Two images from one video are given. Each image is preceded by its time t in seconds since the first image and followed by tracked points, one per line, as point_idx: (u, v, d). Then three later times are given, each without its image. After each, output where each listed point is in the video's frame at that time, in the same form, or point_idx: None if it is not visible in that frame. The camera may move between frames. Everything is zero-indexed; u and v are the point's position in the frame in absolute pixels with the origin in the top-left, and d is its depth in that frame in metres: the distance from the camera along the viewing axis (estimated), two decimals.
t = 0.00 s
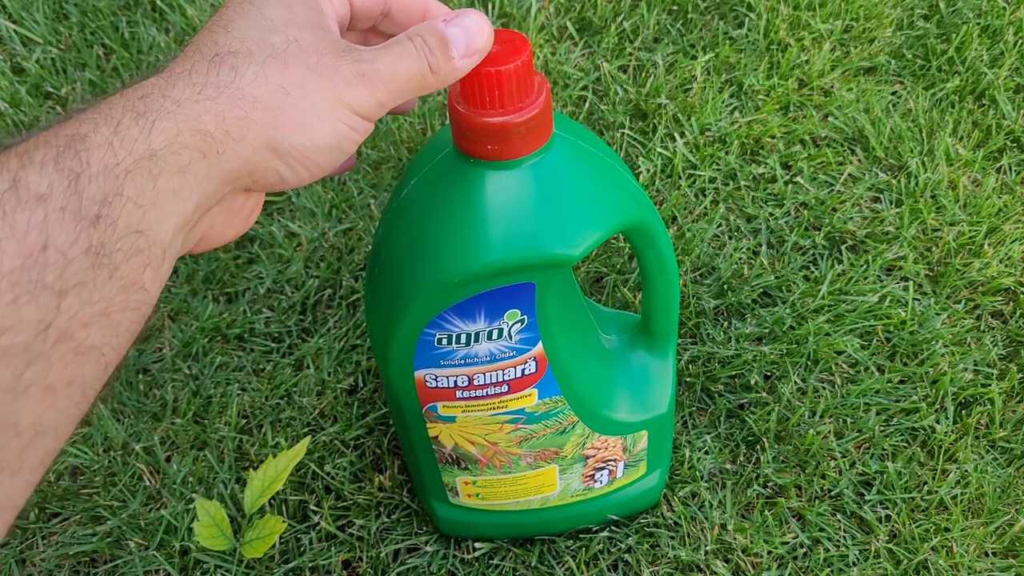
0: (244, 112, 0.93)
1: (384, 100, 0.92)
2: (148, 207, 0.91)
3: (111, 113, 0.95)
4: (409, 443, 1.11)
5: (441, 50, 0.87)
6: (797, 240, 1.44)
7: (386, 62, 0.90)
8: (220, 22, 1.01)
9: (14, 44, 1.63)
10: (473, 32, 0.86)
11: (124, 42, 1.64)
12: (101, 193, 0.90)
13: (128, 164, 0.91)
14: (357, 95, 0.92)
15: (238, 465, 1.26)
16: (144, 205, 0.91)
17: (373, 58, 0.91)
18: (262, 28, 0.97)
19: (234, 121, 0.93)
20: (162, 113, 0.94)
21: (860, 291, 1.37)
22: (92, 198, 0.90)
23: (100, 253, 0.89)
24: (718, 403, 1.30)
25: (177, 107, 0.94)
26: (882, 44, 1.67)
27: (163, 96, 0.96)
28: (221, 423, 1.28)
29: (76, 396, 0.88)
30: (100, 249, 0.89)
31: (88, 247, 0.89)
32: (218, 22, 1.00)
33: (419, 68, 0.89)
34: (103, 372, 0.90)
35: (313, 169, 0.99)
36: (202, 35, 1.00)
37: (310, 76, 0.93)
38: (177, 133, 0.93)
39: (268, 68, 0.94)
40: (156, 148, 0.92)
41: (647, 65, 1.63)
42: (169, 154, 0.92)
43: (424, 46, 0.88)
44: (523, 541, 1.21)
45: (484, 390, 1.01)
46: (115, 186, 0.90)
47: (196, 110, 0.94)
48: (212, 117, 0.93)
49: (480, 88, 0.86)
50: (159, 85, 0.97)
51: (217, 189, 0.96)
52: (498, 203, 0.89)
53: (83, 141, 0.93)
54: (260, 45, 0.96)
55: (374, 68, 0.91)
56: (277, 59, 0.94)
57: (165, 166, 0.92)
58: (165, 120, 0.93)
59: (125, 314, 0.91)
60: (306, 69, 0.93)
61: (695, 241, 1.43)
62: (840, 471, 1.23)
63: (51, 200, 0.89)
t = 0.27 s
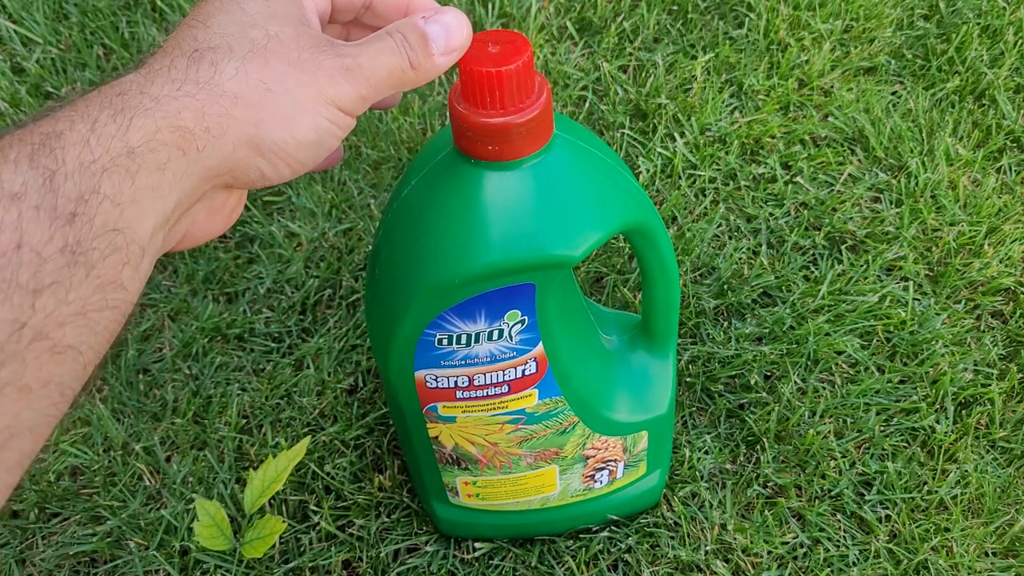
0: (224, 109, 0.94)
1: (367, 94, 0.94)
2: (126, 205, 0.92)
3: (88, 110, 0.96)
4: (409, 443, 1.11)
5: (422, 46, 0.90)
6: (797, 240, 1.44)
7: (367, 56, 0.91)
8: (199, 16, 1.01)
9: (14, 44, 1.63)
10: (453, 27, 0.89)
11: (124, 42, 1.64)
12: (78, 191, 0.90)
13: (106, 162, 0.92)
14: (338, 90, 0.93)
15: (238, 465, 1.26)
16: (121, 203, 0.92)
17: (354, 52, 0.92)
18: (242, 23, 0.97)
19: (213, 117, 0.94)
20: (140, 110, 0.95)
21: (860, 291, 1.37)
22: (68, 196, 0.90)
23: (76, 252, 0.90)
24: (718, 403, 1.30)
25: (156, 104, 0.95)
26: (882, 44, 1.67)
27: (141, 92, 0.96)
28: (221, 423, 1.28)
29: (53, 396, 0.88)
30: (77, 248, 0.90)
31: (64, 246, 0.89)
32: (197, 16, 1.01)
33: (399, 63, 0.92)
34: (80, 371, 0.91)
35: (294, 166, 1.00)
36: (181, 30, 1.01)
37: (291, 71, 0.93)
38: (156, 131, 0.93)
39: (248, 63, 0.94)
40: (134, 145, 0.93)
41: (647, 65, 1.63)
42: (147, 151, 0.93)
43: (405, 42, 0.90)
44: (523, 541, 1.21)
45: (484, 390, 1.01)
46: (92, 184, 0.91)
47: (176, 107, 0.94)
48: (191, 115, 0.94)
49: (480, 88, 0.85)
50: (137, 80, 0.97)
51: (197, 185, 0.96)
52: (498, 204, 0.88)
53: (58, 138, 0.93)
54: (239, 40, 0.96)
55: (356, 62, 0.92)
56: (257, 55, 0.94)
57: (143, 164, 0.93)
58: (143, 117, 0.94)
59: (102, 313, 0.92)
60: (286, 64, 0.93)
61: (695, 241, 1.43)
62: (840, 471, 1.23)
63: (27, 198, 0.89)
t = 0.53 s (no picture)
0: (207, 113, 0.95)
1: (351, 96, 0.95)
2: (107, 210, 0.92)
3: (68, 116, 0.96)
4: (409, 443, 1.11)
5: (405, 47, 0.93)
6: (798, 240, 1.44)
7: (350, 55, 0.93)
8: (181, 20, 1.02)
9: (14, 44, 1.63)
10: (434, 28, 0.93)
11: (125, 43, 1.64)
12: (57, 197, 0.91)
13: (86, 168, 0.93)
14: (322, 91, 0.94)
15: (238, 465, 1.26)
16: (102, 208, 0.92)
17: (337, 53, 0.94)
18: (223, 26, 0.98)
19: (196, 122, 0.95)
20: (121, 116, 0.95)
21: (860, 291, 1.37)
22: (47, 202, 0.90)
23: (55, 258, 0.89)
24: (717, 402, 1.30)
25: (137, 109, 0.95)
26: (882, 44, 1.67)
27: (122, 98, 0.97)
28: (221, 423, 1.28)
29: (30, 406, 0.88)
30: (57, 253, 0.90)
31: (43, 252, 0.89)
32: (179, 20, 1.02)
33: (382, 64, 0.94)
34: (60, 380, 0.90)
35: (276, 170, 1.01)
36: (163, 35, 1.02)
37: (274, 74, 0.95)
38: (137, 136, 0.94)
39: (230, 67, 0.95)
40: (115, 151, 0.94)
41: (647, 65, 1.63)
42: (129, 157, 0.94)
43: (388, 42, 0.93)
44: (523, 541, 1.21)
45: (484, 390, 1.01)
46: (72, 190, 0.91)
47: (158, 112, 0.95)
48: (173, 119, 0.95)
49: (480, 88, 0.85)
50: (118, 86, 0.98)
51: (179, 190, 0.97)
52: (499, 204, 0.88)
53: (37, 144, 0.94)
54: (222, 44, 0.97)
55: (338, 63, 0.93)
56: (240, 58, 0.95)
57: (124, 169, 0.93)
58: (123, 123, 0.95)
59: (82, 320, 0.91)
60: (270, 67, 0.95)
61: (695, 241, 1.43)
62: (840, 471, 1.23)
63: (6, 204, 0.89)
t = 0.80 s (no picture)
0: (143, 110, 0.96)
1: (303, 89, 0.98)
2: (33, 210, 0.94)
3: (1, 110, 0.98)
4: (409, 444, 1.11)
5: (364, 38, 0.97)
6: (798, 240, 1.44)
7: (306, 48, 0.96)
8: (124, 10, 1.03)
9: (14, 44, 1.63)
10: (394, 20, 0.98)
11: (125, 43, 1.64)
12: None
13: (14, 167, 0.95)
14: (274, 84, 0.97)
15: (238, 465, 1.26)
16: (29, 208, 0.94)
17: (291, 46, 0.96)
18: (167, 19, 1.00)
19: (132, 119, 0.97)
20: (52, 113, 0.97)
21: (859, 291, 1.37)
22: None
23: None
24: (717, 402, 1.30)
25: (70, 106, 0.97)
26: (882, 44, 1.67)
27: (56, 93, 0.99)
28: (221, 423, 1.28)
29: None
30: None
31: None
32: (123, 11, 1.03)
33: (340, 57, 0.97)
34: None
35: (222, 166, 1.04)
36: (105, 26, 1.03)
37: (218, 70, 0.96)
38: (69, 133, 0.96)
39: (172, 61, 0.97)
40: (46, 150, 0.96)
41: (647, 65, 1.63)
42: (58, 156, 0.96)
43: (345, 35, 0.96)
44: (523, 541, 1.21)
45: (484, 392, 1.01)
46: None
47: (93, 108, 0.97)
48: (105, 116, 0.97)
49: (480, 90, 0.84)
50: (53, 80, 1.00)
51: (115, 188, 0.99)
52: (499, 207, 0.88)
53: None
54: (165, 37, 0.99)
55: (290, 57, 0.96)
56: (183, 52, 0.97)
57: (53, 169, 0.96)
58: (55, 119, 0.97)
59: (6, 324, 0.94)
60: (215, 61, 0.96)
61: (695, 240, 1.43)
62: (841, 471, 1.23)
63: None
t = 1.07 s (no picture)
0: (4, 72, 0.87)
1: (197, 106, 0.89)
2: None
3: None
4: (410, 445, 1.11)
5: (288, 75, 0.90)
6: (798, 240, 1.44)
7: (220, 63, 0.87)
8: None
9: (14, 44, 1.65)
10: (327, 65, 0.93)
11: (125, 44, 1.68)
12: None
13: None
14: (166, 91, 0.88)
15: (238, 465, 1.26)
16: None
17: (197, 57, 0.88)
18: None
19: None
20: None
21: (859, 292, 1.37)
22: None
23: None
24: (717, 403, 1.30)
25: None
26: (882, 44, 1.67)
27: None
28: (221, 423, 1.28)
29: None
30: None
31: None
32: None
33: (253, 83, 0.89)
34: None
35: (67, 158, 0.94)
36: None
37: (108, 55, 0.87)
38: None
39: (53, 29, 0.87)
40: None
41: (647, 65, 1.64)
42: None
43: (269, 61, 0.89)
44: (523, 542, 1.21)
45: (485, 393, 1.01)
46: None
47: None
48: None
49: (480, 92, 0.84)
50: None
51: None
52: (500, 209, 0.88)
53: None
54: None
55: (194, 67, 0.87)
56: (72, 22, 0.87)
57: None
58: None
59: None
60: (105, 44, 0.87)
61: (695, 240, 1.43)
62: (841, 471, 1.23)
63: None
